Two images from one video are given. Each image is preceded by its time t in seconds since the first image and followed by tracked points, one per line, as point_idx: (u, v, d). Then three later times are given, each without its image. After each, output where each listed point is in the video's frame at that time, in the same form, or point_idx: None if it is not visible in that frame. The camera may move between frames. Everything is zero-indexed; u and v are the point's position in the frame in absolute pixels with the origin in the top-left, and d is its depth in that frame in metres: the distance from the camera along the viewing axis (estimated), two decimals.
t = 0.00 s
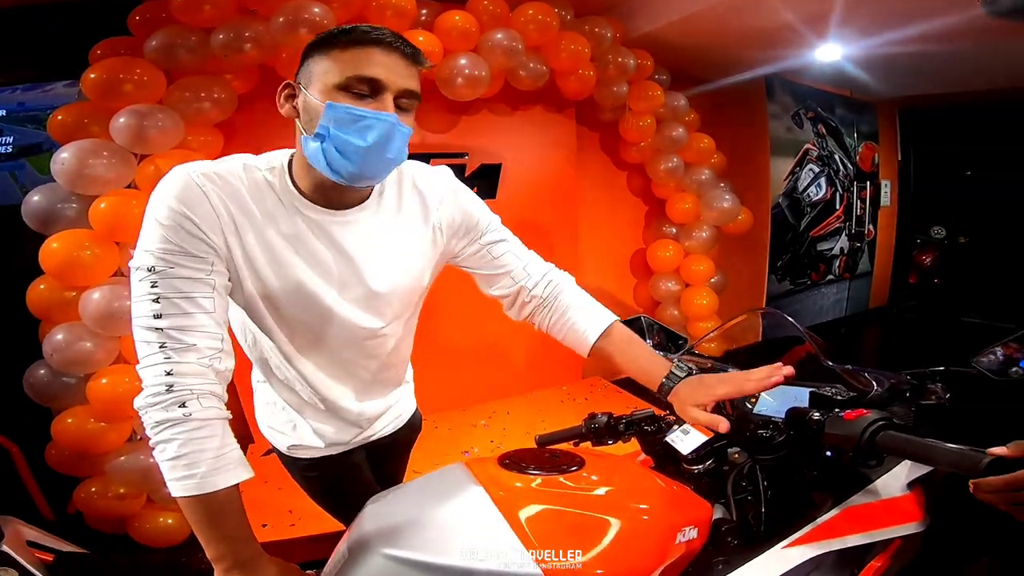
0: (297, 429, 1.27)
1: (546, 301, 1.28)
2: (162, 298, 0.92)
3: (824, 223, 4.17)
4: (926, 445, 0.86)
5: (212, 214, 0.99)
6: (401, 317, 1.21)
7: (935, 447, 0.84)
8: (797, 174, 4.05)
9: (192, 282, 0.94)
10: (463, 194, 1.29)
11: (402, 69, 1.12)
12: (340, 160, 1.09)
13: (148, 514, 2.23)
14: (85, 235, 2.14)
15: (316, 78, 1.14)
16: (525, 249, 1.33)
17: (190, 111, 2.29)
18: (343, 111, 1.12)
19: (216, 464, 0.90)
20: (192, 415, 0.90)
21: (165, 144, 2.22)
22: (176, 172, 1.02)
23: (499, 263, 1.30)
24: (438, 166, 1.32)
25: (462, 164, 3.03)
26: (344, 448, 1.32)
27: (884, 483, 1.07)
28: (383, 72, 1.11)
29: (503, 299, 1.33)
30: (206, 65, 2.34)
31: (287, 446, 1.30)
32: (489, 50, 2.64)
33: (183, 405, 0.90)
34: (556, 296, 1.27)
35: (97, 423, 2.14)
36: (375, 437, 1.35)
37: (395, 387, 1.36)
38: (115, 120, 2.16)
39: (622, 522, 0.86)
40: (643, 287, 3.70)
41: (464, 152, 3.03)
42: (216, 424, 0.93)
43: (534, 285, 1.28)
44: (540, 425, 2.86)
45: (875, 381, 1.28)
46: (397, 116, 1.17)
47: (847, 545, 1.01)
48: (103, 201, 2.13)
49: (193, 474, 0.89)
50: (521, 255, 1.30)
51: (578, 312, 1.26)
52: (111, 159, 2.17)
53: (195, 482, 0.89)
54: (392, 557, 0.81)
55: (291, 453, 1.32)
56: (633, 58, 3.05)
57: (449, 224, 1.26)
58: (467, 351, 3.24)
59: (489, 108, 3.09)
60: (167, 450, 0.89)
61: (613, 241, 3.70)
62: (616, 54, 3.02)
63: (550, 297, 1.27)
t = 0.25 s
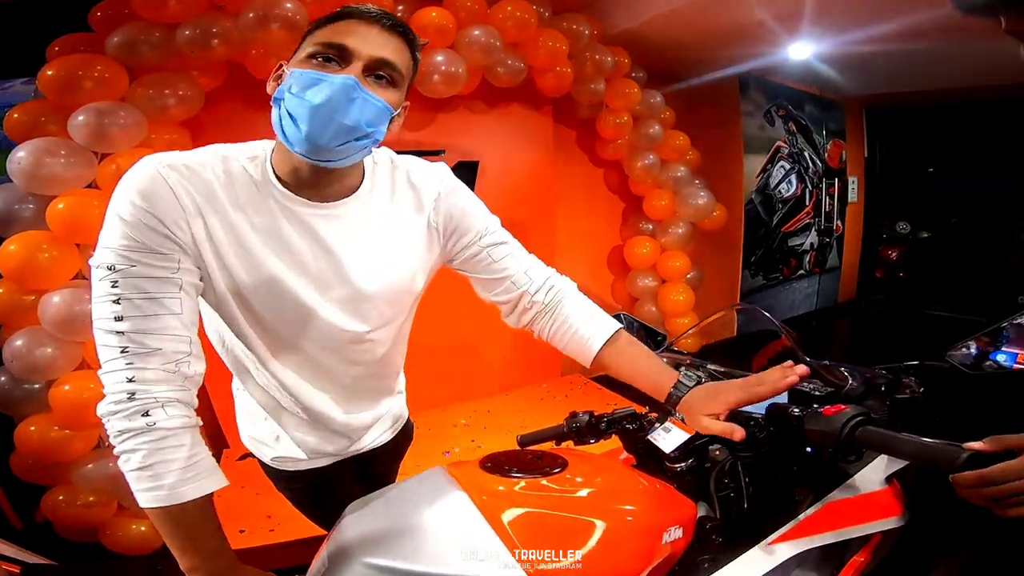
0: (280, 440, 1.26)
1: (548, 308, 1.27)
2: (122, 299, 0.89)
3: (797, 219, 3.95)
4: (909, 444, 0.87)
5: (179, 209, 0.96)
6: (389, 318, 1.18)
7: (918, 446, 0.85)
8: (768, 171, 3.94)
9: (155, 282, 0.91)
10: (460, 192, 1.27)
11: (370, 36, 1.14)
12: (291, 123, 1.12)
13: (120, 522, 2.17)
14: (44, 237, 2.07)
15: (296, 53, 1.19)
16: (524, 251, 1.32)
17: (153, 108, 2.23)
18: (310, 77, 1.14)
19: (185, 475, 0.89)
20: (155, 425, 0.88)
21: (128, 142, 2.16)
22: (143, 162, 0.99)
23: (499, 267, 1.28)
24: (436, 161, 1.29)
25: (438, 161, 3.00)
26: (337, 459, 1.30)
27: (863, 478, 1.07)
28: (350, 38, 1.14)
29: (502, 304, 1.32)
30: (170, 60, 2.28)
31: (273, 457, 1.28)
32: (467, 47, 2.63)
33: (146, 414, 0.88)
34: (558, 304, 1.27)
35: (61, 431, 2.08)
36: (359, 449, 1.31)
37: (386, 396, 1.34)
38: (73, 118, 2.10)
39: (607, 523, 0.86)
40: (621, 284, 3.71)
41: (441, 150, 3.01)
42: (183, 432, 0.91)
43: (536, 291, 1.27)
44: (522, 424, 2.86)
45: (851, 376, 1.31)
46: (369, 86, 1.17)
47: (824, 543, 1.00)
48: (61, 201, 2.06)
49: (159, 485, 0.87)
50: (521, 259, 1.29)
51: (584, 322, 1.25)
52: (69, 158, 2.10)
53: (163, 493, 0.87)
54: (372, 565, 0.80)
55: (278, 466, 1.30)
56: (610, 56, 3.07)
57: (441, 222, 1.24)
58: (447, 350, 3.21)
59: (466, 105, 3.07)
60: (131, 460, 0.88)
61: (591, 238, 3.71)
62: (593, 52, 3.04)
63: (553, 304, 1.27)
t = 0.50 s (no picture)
0: (242, 457, 1.20)
1: (531, 321, 1.21)
2: (52, 304, 0.89)
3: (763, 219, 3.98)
4: (877, 446, 0.87)
5: (117, 206, 0.95)
6: (359, 322, 1.14)
7: (882, 447, 0.87)
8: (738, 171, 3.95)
9: (88, 285, 0.91)
10: (437, 186, 1.24)
11: (368, 29, 1.13)
12: (273, 108, 1.09)
13: (79, 531, 2.11)
14: None
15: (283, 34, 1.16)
16: (503, 253, 1.28)
17: (105, 105, 2.16)
18: (298, 63, 1.12)
19: (125, 490, 0.92)
20: (92, 439, 0.91)
21: (77, 140, 2.09)
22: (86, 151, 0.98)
23: (475, 270, 1.24)
24: (414, 153, 1.27)
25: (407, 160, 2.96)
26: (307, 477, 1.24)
27: (830, 480, 1.05)
28: (346, 26, 1.12)
29: (479, 312, 1.26)
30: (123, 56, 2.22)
31: (238, 475, 1.22)
32: (437, 43, 2.62)
33: (82, 426, 0.90)
34: (541, 317, 1.21)
35: (11, 440, 2.00)
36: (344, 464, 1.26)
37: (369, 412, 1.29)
38: (18, 114, 2.02)
39: (579, 534, 0.85)
40: (594, 283, 3.71)
41: (413, 149, 2.97)
42: (122, 445, 0.93)
43: (516, 302, 1.22)
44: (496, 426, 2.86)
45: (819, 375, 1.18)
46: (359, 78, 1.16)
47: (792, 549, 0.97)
48: (4, 202, 2.00)
49: (98, 499, 0.91)
50: (499, 262, 1.25)
51: (570, 333, 1.21)
52: (14, 156, 2.02)
53: (103, 507, 0.91)
54: None
55: (246, 484, 1.24)
56: (583, 55, 3.09)
57: (413, 218, 1.21)
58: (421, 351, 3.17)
59: (437, 103, 3.04)
60: (68, 472, 0.91)
61: (563, 237, 3.71)
62: (566, 50, 3.05)
63: (536, 316, 1.21)
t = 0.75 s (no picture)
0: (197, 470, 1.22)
1: (491, 321, 1.21)
2: None
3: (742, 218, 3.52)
4: (843, 450, 0.87)
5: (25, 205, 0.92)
6: (306, 324, 1.13)
7: (848, 449, 0.87)
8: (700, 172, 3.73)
9: None
10: (388, 176, 1.24)
11: (304, 10, 1.09)
12: (199, 93, 1.07)
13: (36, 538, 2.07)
14: None
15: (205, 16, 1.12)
16: (461, 246, 1.27)
17: (48, 101, 2.09)
18: (224, 46, 1.09)
19: (46, 503, 0.91)
20: (7, 454, 0.87)
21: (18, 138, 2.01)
22: None
23: (432, 268, 1.22)
24: (364, 142, 1.26)
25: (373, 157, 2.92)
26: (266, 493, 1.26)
27: (796, 481, 1.03)
28: (279, 7, 1.08)
29: (436, 311, 1.26)
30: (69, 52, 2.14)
31: (191, 488, 1.24)
32: (404, 38, 2.58)
33: None
34: (499, 318, 1.21)
35: None
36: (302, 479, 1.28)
37: (331, 424, 1.29)
38: None
39: (546, 545, 0.86)
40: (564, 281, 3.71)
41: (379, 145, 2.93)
42: (40, 457, 0.91)
43: (473, 303, 1.20)
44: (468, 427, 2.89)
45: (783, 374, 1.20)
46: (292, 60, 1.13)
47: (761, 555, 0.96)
48: None
49: (18, 514, 0.89)
50: (457, 259, 1.23)
51: (528, 332, 1.21)
52: None
53: (23, 521, 0.89)
54: None
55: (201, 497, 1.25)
56: (553, 51, 3.07)
57: (363, 210, 1.20)
58: (391, 351, 3.14)
59: (405, 99, 3.01)
60: None
61: (534, 234, 3.70)
62: (537, 45, 3.03)
63: (493, 317, 1.21)
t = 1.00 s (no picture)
0: (122, 482, 1.21)
1: (449, 326, 1.18)
2: None
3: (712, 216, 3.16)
4: (812, 455, 0.89)
5: None
6: (232, 334, 1.11)
7: (815, 454, 0.88)
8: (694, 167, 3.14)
9: None
10: (334, 177, 1.18)
11: None
12: (107, 87, 1.05)
13: None
14: None
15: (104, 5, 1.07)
16: (415, 248, 1.22)
17: None
18: (130, 34, 1.05)
19: None
20: None
21: None
22: None
23: (383, 271, 1.18)
24: (309, 139, 1.19)
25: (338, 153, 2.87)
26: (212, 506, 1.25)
27: (767, 484, 1.02)
28: None
29: (391, 316, 1.22)
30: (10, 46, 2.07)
31: (129, 501, 1.22)
32: (369, 31, 2.53)
33: None
34: (457, 321, 1.18)
35: None
36: (245, 494, 1.25)
37: (276, 435, 1.26)
38: None
39: (513, 562, 0.85)
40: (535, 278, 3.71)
41: (344, 140, 2.89)
42: None
43: (429, 308, 1.17)
44: (439, 432, 2.92)
45: (752, 374, 1.18)
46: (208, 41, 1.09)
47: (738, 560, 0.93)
48: None
49: None
50: (410, 262, 1.19)
51: (487, 338, 1.19)
52: None
53: None
54: None
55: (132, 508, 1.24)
56: (524, 46, 3.04)
57: (306, 211, 1.15)
58: (360, 350, 3.12)
59: (371, 94, 2.97)
60: None
61: (505, 231, 3.70)
62: (507, 41, 3.00)
63: (451, 321, 1.18)
